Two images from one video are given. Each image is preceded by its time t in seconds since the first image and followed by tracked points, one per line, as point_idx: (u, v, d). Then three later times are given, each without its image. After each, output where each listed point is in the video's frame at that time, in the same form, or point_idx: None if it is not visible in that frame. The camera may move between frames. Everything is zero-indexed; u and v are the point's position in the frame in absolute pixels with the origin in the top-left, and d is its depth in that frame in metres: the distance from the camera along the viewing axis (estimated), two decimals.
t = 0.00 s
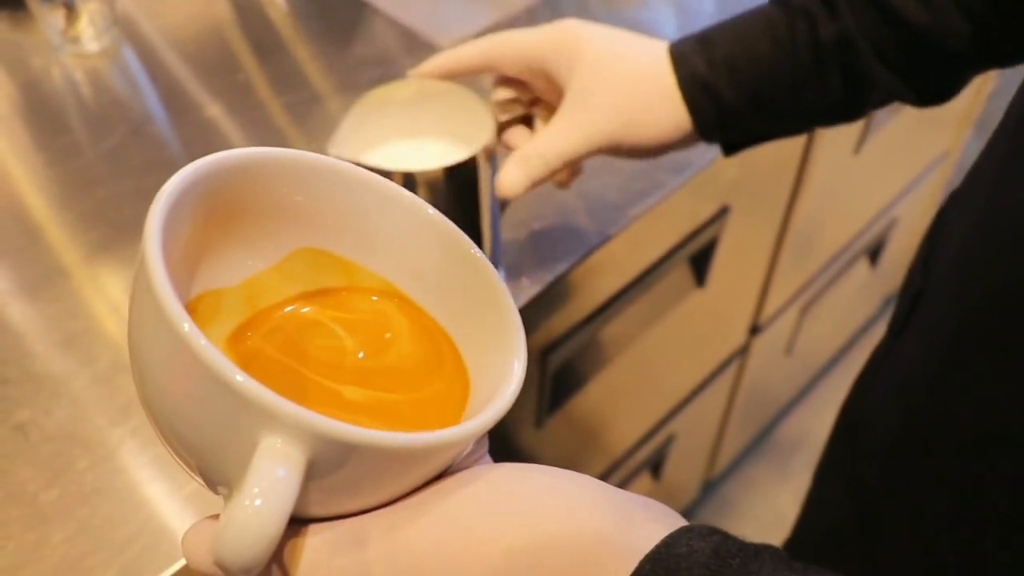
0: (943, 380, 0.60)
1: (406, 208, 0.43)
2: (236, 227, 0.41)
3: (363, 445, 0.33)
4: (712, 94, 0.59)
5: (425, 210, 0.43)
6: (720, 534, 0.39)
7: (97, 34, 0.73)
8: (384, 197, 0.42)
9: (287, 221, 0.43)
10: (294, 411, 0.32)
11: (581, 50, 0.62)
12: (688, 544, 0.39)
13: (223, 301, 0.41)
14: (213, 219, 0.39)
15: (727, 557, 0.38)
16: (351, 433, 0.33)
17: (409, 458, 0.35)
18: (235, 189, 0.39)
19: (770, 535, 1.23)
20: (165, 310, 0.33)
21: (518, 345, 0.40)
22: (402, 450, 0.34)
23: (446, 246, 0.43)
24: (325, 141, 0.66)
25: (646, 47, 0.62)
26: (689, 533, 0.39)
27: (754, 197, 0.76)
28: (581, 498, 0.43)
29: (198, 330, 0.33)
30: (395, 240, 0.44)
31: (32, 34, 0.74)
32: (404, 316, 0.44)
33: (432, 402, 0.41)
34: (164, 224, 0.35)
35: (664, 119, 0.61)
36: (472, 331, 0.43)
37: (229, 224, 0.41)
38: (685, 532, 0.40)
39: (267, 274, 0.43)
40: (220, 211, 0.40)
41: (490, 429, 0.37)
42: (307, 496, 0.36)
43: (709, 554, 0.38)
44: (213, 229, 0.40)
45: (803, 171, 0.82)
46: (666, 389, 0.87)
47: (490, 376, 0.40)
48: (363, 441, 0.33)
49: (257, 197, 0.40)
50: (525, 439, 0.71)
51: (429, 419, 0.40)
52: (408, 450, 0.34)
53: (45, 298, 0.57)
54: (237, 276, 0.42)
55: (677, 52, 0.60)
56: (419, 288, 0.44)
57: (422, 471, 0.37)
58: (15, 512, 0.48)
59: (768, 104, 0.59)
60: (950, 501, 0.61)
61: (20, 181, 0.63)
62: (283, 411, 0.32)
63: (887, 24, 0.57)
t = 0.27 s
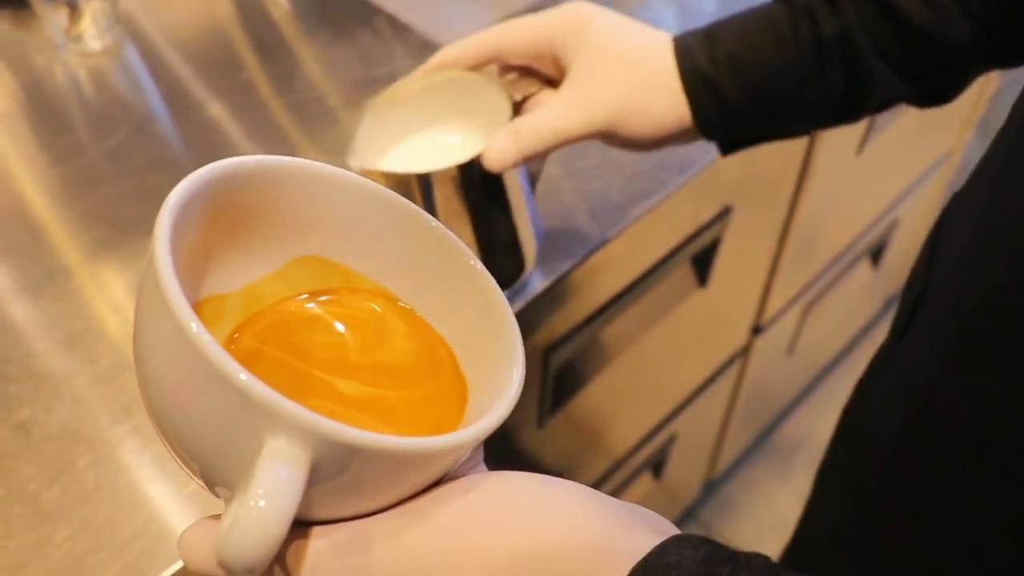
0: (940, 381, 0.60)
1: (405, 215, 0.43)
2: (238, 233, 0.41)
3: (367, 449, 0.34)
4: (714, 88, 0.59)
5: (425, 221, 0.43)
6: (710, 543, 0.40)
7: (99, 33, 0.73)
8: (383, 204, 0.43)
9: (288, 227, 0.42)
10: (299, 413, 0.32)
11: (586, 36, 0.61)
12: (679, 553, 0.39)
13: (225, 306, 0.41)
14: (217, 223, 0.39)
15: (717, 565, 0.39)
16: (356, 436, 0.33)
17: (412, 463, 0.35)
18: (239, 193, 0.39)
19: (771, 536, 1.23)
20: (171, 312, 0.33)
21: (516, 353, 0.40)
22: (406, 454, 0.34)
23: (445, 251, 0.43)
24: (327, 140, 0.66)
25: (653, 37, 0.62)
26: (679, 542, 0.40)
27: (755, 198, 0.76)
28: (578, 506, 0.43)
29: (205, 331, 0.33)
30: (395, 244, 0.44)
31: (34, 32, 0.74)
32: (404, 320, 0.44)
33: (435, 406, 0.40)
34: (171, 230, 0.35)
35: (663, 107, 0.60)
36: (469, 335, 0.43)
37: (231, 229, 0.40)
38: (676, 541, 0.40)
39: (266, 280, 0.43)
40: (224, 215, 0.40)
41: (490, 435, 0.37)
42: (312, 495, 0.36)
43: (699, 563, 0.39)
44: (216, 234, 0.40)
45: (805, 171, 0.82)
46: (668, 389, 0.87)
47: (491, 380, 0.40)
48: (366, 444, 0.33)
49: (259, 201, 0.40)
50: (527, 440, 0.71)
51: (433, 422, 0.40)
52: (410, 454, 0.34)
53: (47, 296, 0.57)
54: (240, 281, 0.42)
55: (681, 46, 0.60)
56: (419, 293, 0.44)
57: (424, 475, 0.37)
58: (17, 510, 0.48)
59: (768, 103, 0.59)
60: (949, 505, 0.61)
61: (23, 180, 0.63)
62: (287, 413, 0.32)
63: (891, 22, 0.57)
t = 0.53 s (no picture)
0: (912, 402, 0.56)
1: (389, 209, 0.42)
2: (217, 220, 0.41)
3: (320, 450, 0.33)
4: None
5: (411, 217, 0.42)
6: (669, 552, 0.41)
7: (98, 30, 0.73)
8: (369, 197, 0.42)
9: (269, 216, 0.43)
10: (247, 408, 0.32)
11: None
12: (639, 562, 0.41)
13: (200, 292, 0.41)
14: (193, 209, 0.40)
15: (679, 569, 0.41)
16: (308, 435, 0.33)
17: (368, 464, 0.35)
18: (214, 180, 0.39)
19: (770, 537, 1.23)
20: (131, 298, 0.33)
21: (487, 357, 0.40)
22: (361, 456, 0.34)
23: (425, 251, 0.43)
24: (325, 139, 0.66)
25: None
26: (638, 552, 0.41)
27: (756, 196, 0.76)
28: (530, 516, 0.45)
29: (160, 322, 0.33)
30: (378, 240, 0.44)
31: (33, 29, 0.73)
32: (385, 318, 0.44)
33: (401, 408, 0.41)
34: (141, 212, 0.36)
35: None
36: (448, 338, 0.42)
37: (209, 215, 0.41)
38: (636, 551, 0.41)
39: (252, 268, 0.43)
40: (201, 202, 0.40)
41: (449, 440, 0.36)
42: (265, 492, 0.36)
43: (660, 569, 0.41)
44: (193, 219, 0.40)
45: (806, 170, 0.82)
46: (667, 389, 0.87)
47: (461, 385, 0.40)
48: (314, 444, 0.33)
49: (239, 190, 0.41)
50: (526, 439, 0.71)
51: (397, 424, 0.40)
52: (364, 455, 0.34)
53: (43, 294, 0.57)
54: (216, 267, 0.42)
55: None
56: (399, 292, 0.44)
57: (381, 476, 0.37)
58: (15, 507, 0.48)
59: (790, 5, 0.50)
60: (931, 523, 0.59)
61: (21, 177, 0.63)
62: (236, 407, 0.32)
63: None
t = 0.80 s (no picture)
0: (827, 424, 0.51)
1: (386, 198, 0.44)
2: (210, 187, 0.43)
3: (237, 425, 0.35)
4: None
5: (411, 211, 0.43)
6: (597, 522, 0.42)
7: (98, 30, 0.73)
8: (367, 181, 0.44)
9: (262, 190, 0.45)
10: (173, 381, 0.34)
11: None
12: (564, 532, 0.41)
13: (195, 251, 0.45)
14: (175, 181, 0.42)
15: (602, 543, 0.41)
16: (223, 410, 0.35)
17: (295, 443, 0.37)
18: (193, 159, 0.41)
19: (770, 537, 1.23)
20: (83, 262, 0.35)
21: (441, 353, 0.41)
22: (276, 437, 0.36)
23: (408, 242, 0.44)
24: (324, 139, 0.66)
25: None
26: (569, 522, 0.41)
27: (756, 196, 0.76)
28: (477, 479, 0.45)
29: (110, 300, 0.35)
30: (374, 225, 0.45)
31: (33, 28, 0.73)
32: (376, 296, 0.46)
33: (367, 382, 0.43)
34: (113, 187, 0.38)
35: None
36: (415, 332, 0.44)
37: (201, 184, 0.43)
38: (567, 520, 0.41)
39: (258, 233, 0.46)
40: (185, 177, 0.42)
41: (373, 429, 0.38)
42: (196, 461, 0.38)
43: (585, 542, 0.40)
44: (183, 188, 0.42)
45: (806, 170, 0.81)
46: (666, 389, 0.87)
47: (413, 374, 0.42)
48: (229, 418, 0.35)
49: (230, 163, 0.43)
50: (524, 438, 0.71)
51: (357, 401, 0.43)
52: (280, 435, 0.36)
53: (42, 293, 0.57)
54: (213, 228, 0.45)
55: None
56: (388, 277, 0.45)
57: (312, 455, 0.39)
58: (14, 507, 0.48)
59: None
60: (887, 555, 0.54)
61: (21, 176, 0.63)
62: (158, 376, 0.34)
63: None
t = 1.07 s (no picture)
0: (875, 412, 0.54)
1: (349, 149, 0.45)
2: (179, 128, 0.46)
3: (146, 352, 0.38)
4: None
5: (375, 176, 0.45)
6: (538, 469, 0.46)
7: (101, 28, 0.72)
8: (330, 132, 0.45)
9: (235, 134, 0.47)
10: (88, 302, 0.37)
11: None
12: (501, 473, 0.45)
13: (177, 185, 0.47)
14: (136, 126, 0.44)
15: (540, 486, 0.45)
16: (131, 336, 0.37)
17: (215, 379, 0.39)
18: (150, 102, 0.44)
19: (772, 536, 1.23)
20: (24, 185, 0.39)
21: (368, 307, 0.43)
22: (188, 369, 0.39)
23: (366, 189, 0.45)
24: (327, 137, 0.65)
25: None
26: (508, 465, 0.46)
27: (759, 196, 0.76)
28: (393, 421, 0.49)
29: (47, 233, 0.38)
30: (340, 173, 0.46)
31: (36, 25, 0.72)
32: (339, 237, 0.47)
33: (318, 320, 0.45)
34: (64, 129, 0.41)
35: None
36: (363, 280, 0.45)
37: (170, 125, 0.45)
38: (506, 463, 0.46)
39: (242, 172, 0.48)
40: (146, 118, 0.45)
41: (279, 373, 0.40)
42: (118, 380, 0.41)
43: (520, 480, 0.45)
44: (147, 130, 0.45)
45: (809, 171, 0.81)
46: (669, 389, 0.86)
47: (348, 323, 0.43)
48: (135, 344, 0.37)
49: (195, 98, 0.45)
50: (525, 437, 0.71)
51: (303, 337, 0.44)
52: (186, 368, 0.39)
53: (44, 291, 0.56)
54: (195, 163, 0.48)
55: None
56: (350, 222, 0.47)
57: (231, 388, 0.41)
58: (16, 505, 0.48)
59: None
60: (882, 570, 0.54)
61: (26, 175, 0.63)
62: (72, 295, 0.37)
63: None
